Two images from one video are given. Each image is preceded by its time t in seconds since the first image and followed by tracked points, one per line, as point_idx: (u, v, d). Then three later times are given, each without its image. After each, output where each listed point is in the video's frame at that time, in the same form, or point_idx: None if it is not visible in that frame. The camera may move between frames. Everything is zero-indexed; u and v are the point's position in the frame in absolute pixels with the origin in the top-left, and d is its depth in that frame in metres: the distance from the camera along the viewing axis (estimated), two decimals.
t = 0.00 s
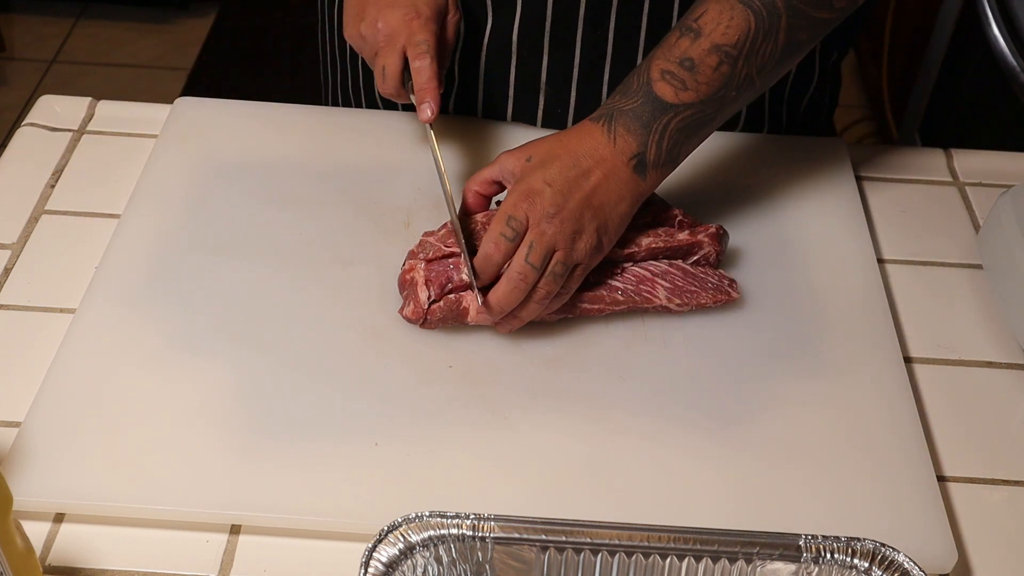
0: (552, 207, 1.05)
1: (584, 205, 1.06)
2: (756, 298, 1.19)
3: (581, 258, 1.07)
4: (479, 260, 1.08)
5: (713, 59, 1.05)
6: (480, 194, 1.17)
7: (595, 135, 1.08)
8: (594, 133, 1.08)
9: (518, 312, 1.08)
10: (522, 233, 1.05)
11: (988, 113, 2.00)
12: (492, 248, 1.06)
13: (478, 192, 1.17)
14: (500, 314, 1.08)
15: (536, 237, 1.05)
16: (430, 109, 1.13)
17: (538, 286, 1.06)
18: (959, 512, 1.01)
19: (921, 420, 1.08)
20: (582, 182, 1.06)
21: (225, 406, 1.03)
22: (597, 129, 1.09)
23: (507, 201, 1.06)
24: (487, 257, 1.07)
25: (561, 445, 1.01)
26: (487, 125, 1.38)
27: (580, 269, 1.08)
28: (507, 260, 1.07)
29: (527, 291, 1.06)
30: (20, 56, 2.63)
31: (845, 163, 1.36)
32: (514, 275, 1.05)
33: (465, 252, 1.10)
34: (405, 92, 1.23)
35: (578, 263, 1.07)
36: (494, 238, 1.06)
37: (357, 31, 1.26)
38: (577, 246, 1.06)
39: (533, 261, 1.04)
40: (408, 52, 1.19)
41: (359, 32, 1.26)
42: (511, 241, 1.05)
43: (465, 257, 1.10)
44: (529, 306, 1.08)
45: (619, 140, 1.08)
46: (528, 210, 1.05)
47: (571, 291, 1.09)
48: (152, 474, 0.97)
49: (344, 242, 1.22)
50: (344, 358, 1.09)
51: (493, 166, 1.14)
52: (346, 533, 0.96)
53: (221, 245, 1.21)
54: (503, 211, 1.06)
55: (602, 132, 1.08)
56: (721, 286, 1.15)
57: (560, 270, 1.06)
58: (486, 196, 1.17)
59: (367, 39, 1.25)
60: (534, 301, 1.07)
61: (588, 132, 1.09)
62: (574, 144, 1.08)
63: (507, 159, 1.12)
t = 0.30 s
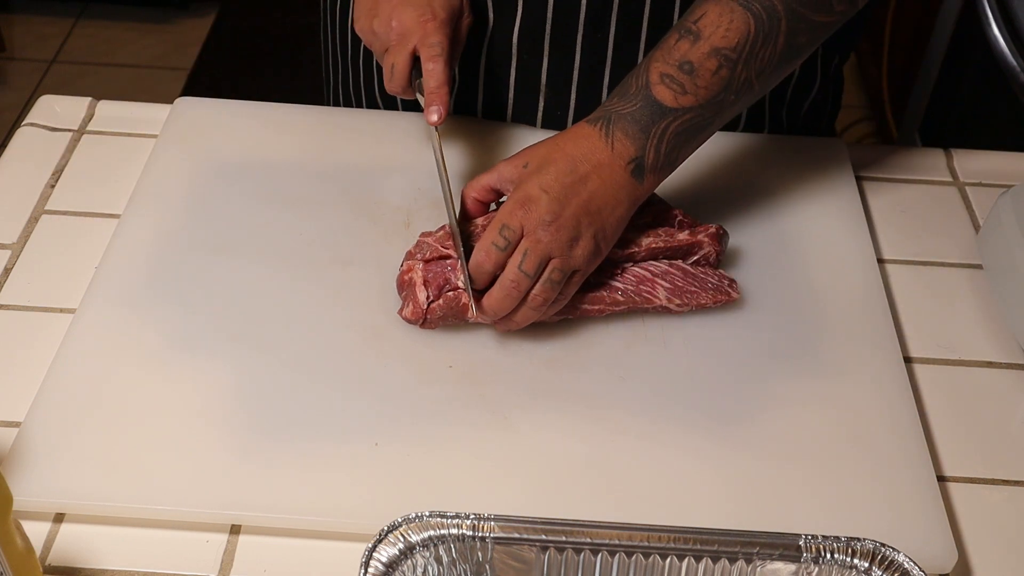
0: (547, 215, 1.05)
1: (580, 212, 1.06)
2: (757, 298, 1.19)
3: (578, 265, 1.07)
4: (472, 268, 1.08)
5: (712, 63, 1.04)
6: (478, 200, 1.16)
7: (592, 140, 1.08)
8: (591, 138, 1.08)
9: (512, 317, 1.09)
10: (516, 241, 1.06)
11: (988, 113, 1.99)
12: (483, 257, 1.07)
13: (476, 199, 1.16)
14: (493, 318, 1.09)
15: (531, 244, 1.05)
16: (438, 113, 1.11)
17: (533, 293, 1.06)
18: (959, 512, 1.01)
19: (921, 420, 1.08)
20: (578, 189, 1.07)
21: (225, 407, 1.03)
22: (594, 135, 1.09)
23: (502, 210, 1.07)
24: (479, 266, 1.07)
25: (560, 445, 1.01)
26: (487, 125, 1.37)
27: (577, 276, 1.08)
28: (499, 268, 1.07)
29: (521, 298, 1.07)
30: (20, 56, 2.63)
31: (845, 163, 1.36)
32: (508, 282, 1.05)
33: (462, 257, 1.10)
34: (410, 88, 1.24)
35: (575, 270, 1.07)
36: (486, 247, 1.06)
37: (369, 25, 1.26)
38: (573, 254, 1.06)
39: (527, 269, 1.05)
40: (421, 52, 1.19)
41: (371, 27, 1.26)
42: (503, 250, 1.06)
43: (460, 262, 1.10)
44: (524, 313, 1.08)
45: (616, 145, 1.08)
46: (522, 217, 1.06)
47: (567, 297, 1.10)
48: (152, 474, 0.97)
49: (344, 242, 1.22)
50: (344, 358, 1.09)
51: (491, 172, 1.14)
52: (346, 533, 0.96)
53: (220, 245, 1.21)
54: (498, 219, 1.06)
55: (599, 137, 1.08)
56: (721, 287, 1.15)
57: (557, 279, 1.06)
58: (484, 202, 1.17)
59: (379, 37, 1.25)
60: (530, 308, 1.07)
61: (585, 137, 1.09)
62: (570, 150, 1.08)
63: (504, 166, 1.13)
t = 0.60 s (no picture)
0: (545, 220, 1.05)
1: (579, 217, 1.06)
2: (757, 298, 1.19)
3: (576, 271, 1.07)
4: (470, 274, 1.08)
5: (712, 65, 1.04)
6: (481, 206, 1.17)
7: (592, 144, 1.08)
8: (591, 142, 1.08)
9: (510, 321, 1.09)
10: (514, 247, 1.06)
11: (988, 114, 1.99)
12: (481, 262, 1.07)
13: (478, 205, 1.17)
14: (491, 322, 1.09)
15: (529, 250, 1.05)
16: (440, 126, 1.13)
17: (531, 298, 1.07)
18: (959, 512, 1.01)
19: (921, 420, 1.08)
20: (577, 194, 1.07)
21: (225, 407, 1.03)
22: (594, 139, 1.09)
23: (501, 215, 1.08)
24: (477, 271, 1.08)
25: (560, 445, 1.01)
26: (487, 125, 1.37)
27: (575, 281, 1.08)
28: (496, 273, 1.08)
29: (518, 304, 1.07)
30: (20, 56, 2.63)
31: (845, 163, 1.36)
32: (506, 288, 1.06)
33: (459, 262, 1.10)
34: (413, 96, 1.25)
35: (572, 275, 1.07)
36: (484, 252, 1.07)
37: (369, 37, 1.25)
38: (572, 259, 1.06)
39: (525, 275, 1.05)
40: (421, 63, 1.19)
41: (370, 39, 1.26)
42: (500, 256, 1.07)
43: (459, 263, 1.10)
44: (522, 318, 1.08)
45: (616, 149, 1.08)
46: (520, 223, 1.06)
47: (564, 301, 1.10)
48: (152, 474, 0.97)
49: (344, 242, 1.22)
50: (344, 358, 1.09)
51: (493, 179, 1.15)
52: (345, 533, 0.96)
53: (220, 245, 1.21)
54: (496, 225, 1.07)
55: (599, 141, 1.08)
56: (721, 287, 1.15)
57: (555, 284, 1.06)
58: (486, 209, 1.17)
59: (378, 47, 1.25)
60: (528, 313, 1.08)
61: (585, 141, 1.09)
62: (570, 154, 1.09)
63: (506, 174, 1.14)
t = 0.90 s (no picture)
0: (545, 225, 1.06)
1: (579, 222, 1.06)
2: (757, 298, 1.19)
3: (574, 275, 1.08)
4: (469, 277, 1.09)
5: (715, 68, 1.04)
6: (482, 208, 1.17)
7: (593, 148, 1.08)
8: (592, 145, 1.08)
9: (508, 325, 1.10)
10: (514, 252, 1.07)
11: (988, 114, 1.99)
12: (482, 269, 1.07)
13: (480, 208, 1.16)
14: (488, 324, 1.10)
15: (528, 255, 1.06)
16: (442, 164, 1.14)
17: (528, 302, 1.07)
18: (959, 512, 1.01)
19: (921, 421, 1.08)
20: (577, 198, 1.07)
21: (225, 407, 1.03)
22: (595, 142, 1.08)
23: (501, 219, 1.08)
24: (478, 276, 1.08)
25: (560, 445, 1.01)
26: (487, 125, 1.37)
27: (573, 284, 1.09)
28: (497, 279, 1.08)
29: (515, 307, 1.08)
30: (20, 56, 2.63)
31: (845, 163, 1.36)
32: (504, 291, 1.06)
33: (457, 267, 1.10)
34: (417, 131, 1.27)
35: (570, 279, 1.08)
36: (485, 259, 1.07)
37: (372, 73, 1.26)
38: (570, 263, 1.07)
39: (523, 278, 1.06)
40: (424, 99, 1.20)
41: (374, 76, 1.26)
42: (500, 261, 1.07)
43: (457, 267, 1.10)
44: (519, 320, 1.09)
45: (617, 152, 1.08)
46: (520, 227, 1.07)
47: (562, 303, 1.10)
48: (152, 475, 0.97)
49: (344, 242, 1.22)
50: (343, 358, 1.09)
51: (494, 181, 1.14)
52: (345, 533, 0.96)
53: (220, 245, 1.21)
54: (496, 230, 1.07)
55: (600, 144, 1.08)
56: (721, 287, 1.15)
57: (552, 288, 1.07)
58: (488, 211, 1.17)
59: (381, 85, 1.25)
60: (524, 316, 1.09)
61: (586, 144, 1.09)
62: (572, 157, 1.08)
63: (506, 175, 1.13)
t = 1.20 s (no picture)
0: (544, 228, 1.06)
1: (577, 224, 1.07)
2: (757, 298, 1.19)
3: (574, 276, 1.08)
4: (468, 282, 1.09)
5: (710, 67, 1.04)
6: (480, 214, 1.17)
7: (589, 149, 1.08)
8: (588, 146, 1.08)
9: (507, 326, 1.10)
10: (513, 256, 1.07)
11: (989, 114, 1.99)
12: (482, 274, 1.07)
13: (478, 214, 1.16)
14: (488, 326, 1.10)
15: (527, 259, 1.06)
16: (436, 128, 1.13)
17: (527, 305, 1.08)
18: (959, 512, 1.01)
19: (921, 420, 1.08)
20: (575, 200, 1.07)
21: (224, 407, 1.03)
22: (591, 143, 1.08)
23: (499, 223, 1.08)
24: (477, 281, 1.08)
25: (560, 445, 1.01)
26: (488, 125, 1.37)
27: (573, 285, 1.09)
28: (497, 283, 1.08)
29: (514, 309, 1.08)
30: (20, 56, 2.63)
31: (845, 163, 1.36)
32: (503, 295, 1.07)
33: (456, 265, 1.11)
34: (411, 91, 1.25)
35: (570, 281, 1.08)
36: (484, 264, 1.07)
37: (366, 30, 1.25)
38: (569, 265, 1.07)
39: (521, 281, 1.06)
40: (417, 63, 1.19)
41: (368, 33, 1.25)
42: (500, 266, 1.07)
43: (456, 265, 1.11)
44: (518, 322, 1.09)
45: (614, 153, 1.08)
46: (518, 232, 1.07)
47: (563, 304, 1.11)
48: (152, 474, 0.97)
49: (344, 242, 1.22)
50: (343, 358, 1.09)
51: (490, 187, 1.14)
52: (345, 533, 0.96)
53: (220, 245, 1.21)
54: (494, 235, 1.07)
55: (596, 146, 1.08)
56: (721, 288, 1.15)
57: (552, 291, 1.08)
58: (485, 216, 1.17)
59: (376, 44, 1.24)
60: (524, 317, 1.09)
61: (582, 146, 1.09)
62: (568, 160, 1.08)
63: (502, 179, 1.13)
